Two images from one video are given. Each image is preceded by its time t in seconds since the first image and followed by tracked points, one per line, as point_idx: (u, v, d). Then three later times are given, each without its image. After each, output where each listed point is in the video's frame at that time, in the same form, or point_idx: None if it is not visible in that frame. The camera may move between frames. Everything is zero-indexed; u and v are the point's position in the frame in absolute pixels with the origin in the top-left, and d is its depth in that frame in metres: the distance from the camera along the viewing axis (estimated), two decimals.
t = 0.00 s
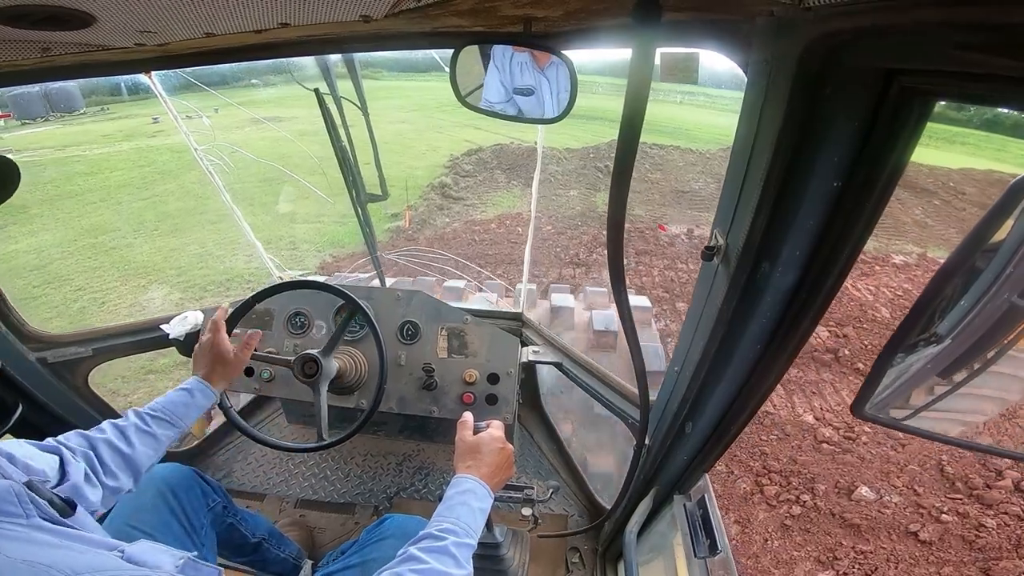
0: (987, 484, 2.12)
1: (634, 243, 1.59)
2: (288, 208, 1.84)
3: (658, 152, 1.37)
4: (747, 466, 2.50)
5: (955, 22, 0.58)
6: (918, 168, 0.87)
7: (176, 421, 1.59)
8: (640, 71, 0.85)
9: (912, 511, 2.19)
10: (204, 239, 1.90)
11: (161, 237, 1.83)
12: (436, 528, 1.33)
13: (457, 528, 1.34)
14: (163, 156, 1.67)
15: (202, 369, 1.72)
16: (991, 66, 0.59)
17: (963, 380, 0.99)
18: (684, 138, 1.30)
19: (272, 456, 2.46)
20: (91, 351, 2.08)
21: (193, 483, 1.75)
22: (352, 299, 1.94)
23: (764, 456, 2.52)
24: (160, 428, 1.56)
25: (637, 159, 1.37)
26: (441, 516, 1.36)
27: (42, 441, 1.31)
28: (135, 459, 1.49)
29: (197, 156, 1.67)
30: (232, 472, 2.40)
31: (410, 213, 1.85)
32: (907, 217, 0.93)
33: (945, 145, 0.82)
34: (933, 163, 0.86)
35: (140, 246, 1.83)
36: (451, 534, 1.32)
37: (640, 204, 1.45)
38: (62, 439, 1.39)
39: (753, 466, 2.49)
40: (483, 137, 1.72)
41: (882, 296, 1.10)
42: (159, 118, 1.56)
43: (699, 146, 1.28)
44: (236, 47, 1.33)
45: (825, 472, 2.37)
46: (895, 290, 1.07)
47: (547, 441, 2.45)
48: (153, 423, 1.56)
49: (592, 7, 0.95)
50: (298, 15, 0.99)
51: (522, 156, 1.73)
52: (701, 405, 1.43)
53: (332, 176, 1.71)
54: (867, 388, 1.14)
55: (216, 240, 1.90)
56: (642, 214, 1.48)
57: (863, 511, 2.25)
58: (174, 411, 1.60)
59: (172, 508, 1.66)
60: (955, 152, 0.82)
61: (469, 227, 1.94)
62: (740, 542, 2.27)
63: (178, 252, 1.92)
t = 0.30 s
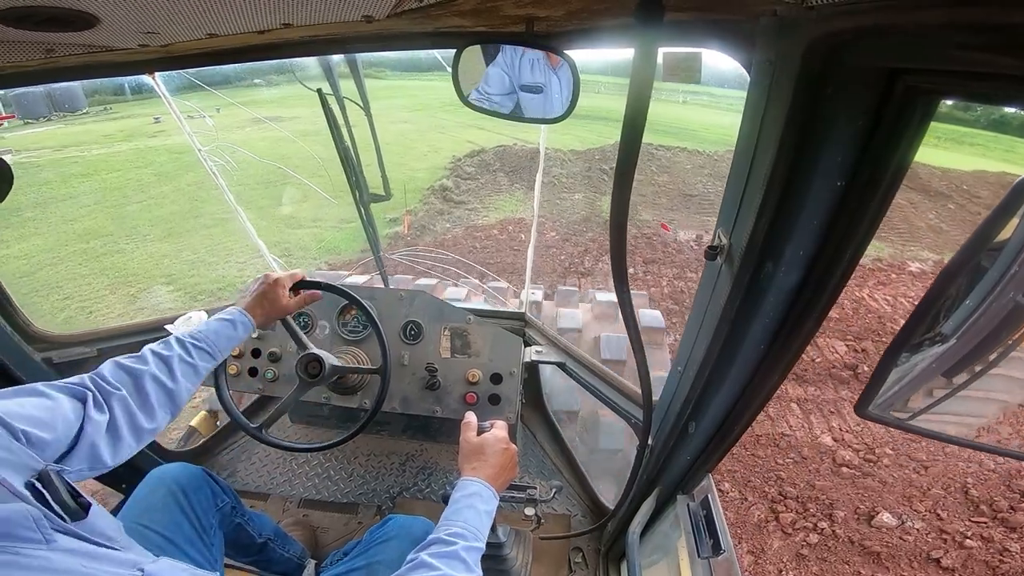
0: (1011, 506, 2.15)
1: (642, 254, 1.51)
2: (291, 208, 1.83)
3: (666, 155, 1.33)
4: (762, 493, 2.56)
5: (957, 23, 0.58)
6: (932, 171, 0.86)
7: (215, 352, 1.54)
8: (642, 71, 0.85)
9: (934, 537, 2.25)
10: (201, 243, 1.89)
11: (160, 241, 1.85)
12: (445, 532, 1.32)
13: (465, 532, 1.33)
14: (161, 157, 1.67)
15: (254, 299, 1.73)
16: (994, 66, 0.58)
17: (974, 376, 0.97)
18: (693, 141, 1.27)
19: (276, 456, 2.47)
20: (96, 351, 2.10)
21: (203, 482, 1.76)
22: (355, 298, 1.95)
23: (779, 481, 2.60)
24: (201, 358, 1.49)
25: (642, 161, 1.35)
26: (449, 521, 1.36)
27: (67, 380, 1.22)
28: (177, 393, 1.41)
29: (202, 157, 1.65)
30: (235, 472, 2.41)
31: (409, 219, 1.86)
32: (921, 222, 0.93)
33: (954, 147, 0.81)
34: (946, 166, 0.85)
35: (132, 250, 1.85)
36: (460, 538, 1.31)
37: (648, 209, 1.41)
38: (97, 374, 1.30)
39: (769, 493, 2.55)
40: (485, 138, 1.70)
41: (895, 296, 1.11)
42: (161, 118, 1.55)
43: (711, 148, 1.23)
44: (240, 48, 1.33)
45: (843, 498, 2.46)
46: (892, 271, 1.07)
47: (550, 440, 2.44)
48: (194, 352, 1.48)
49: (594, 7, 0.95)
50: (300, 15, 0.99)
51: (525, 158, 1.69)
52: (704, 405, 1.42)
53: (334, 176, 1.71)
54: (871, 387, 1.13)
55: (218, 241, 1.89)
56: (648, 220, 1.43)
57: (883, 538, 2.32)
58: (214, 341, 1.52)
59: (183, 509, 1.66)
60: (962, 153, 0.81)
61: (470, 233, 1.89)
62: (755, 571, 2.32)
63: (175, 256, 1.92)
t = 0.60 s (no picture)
0: None
1: (647, 258, 1.55)
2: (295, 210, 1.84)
3: (671, 156, 1.36)
4: (779, 522, 2.57)
5: (961, 21, 0.57)
6: (944, 173, 0.85)
7: (207, 373, 1.58)
8: (644, 70, 0.83)
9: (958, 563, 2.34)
10: (191, 248, 1.87)
11: (160, 243, 1.81)
12: (452, 535, 1.32)
13: (472, 535, 1.32)
14: (158, 158, 1.66)
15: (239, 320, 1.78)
16: (999, 63, 0.58)
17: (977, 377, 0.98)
18: (697, 141, 1.29)
19: (281, 458, 2.47)
20: (101, 354, 2.08)
21: (210, 483, 1.76)
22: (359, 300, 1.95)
23: (797, 509, 2.63)
24: (194, 380, 1.52)
25: (648, 162, 1.37)
26: (456, 524, 1.35)
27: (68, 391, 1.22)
28: (169, 411, 1.43)
29: (206, 160, 1.68)
30: (241, 473, 2.42)
31: (409, 224, 1.90)
32: (937, 228, 0.91)
33: (962, 148, 0.80)
34: (958, 169, 0.83)
35: (121, 256, 1.79)
36: (468, 541, 1.31)
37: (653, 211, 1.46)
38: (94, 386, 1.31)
39: (785, 522, 2.56)
40: (490, 138, 1.71)
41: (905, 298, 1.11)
42: (160, 117, 1.55)
43: (713, 149, 1.25)
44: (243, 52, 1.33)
45: (864, 525, 2.54)
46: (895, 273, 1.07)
47: (554, 441, 2.43)
48: (188, 374, 1.51)
49: (596, 7, 0.95)
50: (303, 17, 0.99)
51: (528, 160, 1.73)
52: (708, 405, 1.42)
53: (338, 177, 1.73)
54: (877, 387, 1.12)
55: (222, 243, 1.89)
56: (654, 224, 1.48)
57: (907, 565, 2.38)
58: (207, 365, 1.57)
59: (189, 509, 1.67)
60: (967, 154, 0.81)
61: (471, 238, 1.97)
62: None
63: (164, 260, 1.87)
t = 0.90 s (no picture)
0: None
1: (648, 265, 1.57)
2: (295, 210, 1.84)
3: (673, 157, 1.35)
4: (786, 550, 2.40)
5: (965, 23, 0.58)
6: (952, 176, 0.85)
7: (189, 438, 1.59)
8: (646, 71, 0.84)
9: None
10: (176, 254, 1.87)
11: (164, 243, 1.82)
12: (442, 535, 1.33)
13: (463, 536, 1.34)
14: (148, 158, 1.63)
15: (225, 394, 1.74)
16: (1003, 65, 0.58)
17: (974, 384, 0.97)
18: (700, 142, 1.29)
19: (280, 457, 2.47)
20: (101, 352, 2.07)
21: (204, 483, 1.77)
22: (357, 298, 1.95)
23: (807, 537, 2.45)
24: (172, 442, 1.56)
25: (651, 165, 1.38)
26: (447, 524, 1.36)
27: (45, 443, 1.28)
28: (140, 471, 1.48)
29: (208, 159, 1.67)
30: (240, 472, 2.42)
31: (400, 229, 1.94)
32: (945, 232, 0.90)
33: (964, 148, 0.80)
34: (966, 171, 0.83)
35: (103, 262, 1.78)
36: (457, 542, 1.32)
37: (655, 214, 1.46)
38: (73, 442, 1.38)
39: (793, 550, 2.40)
40: (488, 138, 1.67)
41: (915, 305, 1.04)
42: (156, 115, 1.54)
43: (716, 151, 1.25)
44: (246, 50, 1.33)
45: (876, 552, 2.34)
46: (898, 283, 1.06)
47: (553, 441, 2.44)
48: (166, 437, 1.56)
49: (599, 8, 0.95)
50: (305, 16, 0.99)
51: (527, 160, 1.70)
52: (708, 406, 1.41)
53: (340, 177, 1.76)
54: (877, 390, 1.13)
55: (228, 244, 1.92)
56: (657, 230, 1.49)
57: None
58: (190, 429, 1.60)
59: (183, 507, 1.67)
60: (969, 154, 0.80)
61: (467, 245, 1.96)
62: None
63: (149, 265, 1.87)
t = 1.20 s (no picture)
0: None
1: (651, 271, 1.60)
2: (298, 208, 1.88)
3: (672, 157, 1.37)
4: (792, 569, 2.53)
5: (971, 24, 0.57)
6: (954, 177, 0.84)
7: (199, 455, 1.63)
8: (649, 69, 0.84)
9: None
10: (161, 259, 1.89)
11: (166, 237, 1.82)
12: (442, 529, 1.33)
13: (461, 530, 1.34)
14: (137, 158, 1.66)
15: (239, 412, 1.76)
16: (1005, 65, 0.58)
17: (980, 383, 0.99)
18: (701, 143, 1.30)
19: (280, 454, 2.48)
20: (104, 348, 2.06)
21: (213, 479, 1.78)
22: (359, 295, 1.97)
23: (812, 556, 2.59)
24: (183, 458, 1.60)
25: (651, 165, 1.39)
26: (447, 518, 1.36)
27: (60, 457, 1.31)
28: (151, 487, 1.50)
29: (211, 155, 1.71)
30: (241, 469, 2.42)
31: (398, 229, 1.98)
32: (948, 235, 0.89)
33: (964, 147, 0.80)
34: (968, 171, 0.82)
35: (86, 268, 1.80)
36: (456, 536, 1.32)
37: (654, 217, 1.50)
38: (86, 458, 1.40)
39: (799, 569, 2.53)
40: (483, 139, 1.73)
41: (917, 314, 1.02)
42: (148, 115, 1.56)
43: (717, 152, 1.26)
44: (250, 48, 1.33)
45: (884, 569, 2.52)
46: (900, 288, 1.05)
47: (554, 441, 2.44)
48: (177, 453, 1.59)
49: (602, 7, 0.95)
50: (309, 15, 1.00)
51: (521, 161, 1.75)
52: (710, 406, 1.42)
53: (342, 174, 1.78)
54: (878, 392, 1.13)
55: (232, 241, 1.93)
56: (656, 232, 1.52)
57: None
58: (200, 445, 1.64)
59: (189, 504, 1.68)
60: (970, 154, 0.80)
61: (461, 247, 2.10)
62: None
63: (134, 268, 1.88)
